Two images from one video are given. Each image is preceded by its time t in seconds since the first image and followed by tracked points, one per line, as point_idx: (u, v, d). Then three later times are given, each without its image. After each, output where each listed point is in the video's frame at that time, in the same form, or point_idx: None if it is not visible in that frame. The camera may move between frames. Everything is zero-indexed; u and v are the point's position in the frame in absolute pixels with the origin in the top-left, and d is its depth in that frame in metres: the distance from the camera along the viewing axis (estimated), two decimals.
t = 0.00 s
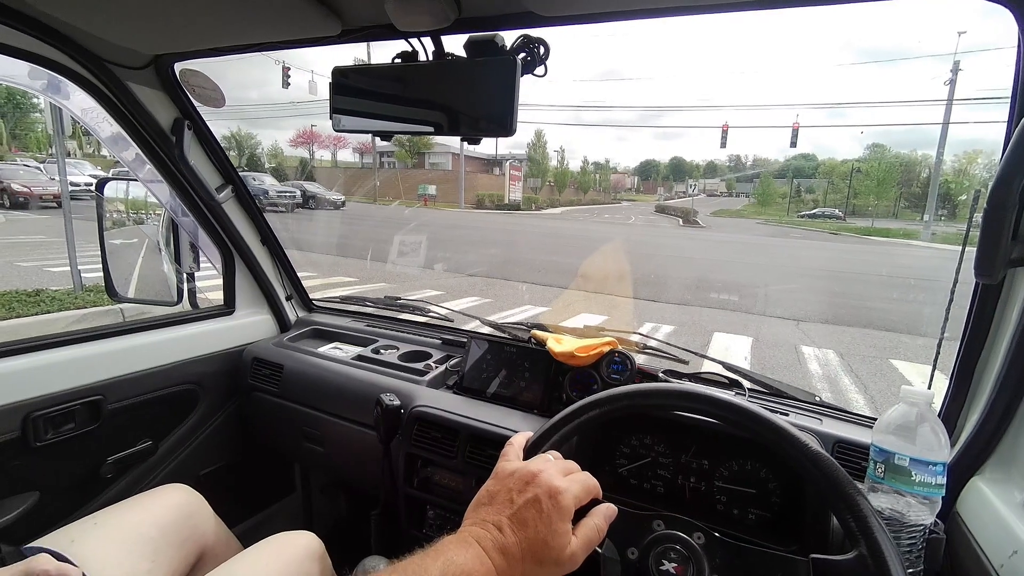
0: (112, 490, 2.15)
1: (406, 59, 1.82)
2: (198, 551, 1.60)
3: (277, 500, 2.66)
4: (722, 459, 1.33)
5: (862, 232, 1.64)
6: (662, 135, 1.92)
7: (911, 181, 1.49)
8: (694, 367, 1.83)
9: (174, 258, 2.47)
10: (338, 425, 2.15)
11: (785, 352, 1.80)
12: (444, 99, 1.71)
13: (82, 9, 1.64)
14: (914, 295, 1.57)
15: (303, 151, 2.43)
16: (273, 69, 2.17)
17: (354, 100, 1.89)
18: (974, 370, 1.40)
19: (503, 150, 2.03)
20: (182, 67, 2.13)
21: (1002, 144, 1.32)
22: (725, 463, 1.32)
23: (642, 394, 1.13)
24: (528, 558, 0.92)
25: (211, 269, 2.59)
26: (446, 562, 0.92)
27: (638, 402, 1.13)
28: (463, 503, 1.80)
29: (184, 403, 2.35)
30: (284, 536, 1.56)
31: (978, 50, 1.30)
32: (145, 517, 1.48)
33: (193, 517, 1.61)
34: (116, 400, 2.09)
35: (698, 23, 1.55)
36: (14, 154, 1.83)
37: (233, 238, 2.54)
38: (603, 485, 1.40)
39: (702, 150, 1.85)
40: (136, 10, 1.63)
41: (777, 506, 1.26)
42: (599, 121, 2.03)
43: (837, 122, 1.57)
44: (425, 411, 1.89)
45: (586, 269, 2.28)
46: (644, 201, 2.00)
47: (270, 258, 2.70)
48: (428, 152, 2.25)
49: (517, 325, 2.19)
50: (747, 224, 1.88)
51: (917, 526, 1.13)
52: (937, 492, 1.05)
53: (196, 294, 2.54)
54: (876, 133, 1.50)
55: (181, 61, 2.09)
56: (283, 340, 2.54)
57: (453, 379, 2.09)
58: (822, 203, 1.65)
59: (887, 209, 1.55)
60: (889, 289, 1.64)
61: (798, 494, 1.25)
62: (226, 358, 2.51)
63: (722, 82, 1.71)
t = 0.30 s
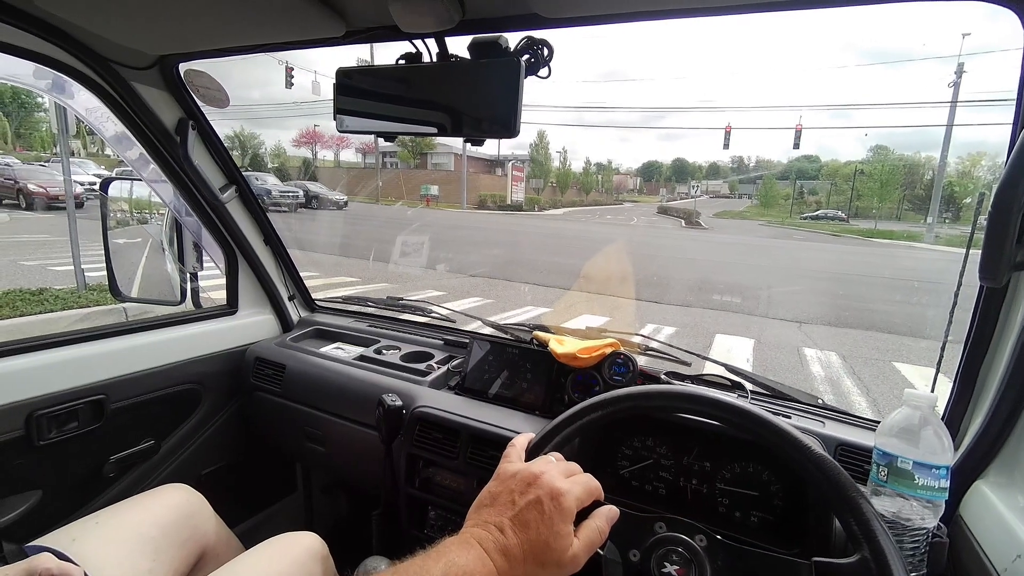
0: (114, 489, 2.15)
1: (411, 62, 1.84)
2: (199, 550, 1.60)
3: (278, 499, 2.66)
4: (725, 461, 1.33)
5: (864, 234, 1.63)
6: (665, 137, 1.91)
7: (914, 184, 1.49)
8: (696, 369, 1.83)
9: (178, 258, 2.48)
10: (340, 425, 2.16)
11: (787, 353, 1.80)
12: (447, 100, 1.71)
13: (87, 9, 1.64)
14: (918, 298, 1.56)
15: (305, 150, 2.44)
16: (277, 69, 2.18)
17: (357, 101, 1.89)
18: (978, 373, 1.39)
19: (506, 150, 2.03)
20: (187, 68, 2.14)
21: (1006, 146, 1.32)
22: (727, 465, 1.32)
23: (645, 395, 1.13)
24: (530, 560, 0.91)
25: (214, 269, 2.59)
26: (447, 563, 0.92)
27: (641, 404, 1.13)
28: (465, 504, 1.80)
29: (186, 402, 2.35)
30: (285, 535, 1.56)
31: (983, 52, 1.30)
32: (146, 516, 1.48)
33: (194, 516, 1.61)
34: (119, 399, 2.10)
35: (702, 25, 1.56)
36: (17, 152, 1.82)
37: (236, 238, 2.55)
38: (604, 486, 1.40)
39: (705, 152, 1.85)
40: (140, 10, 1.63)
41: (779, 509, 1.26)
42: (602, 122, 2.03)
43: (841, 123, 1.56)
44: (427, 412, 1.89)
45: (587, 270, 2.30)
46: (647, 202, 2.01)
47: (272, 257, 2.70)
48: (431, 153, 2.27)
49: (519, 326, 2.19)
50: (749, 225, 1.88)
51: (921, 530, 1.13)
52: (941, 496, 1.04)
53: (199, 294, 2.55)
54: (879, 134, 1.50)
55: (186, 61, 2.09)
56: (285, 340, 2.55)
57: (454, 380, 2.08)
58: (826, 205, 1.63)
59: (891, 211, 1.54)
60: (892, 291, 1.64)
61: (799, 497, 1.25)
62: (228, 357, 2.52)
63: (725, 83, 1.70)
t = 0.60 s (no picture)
0: (116, 489, 2.16)
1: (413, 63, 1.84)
2: (200, 550, 1.60)
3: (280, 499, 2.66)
4: (726, 462, 1.33)
5: (865, 235, 1.64)
6: (668, 137, 1.90)
7: (917, 184, 1.49)
8: (698, 370, 1.82)
9: (180, 258, 2.48)
10: (341, 425, 2.16)
11: (789, 354, 1.80)
12: (449, 100, 1.72)
13: (90, 10, 1.64)
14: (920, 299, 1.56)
15: (307, 151, 2.45)
16: (279, 70, 2.18)
17: (359, 101, 1.89)
18: (981, 374, 1.39)
19: (507, 151, 2.03)
20: (189, 70, 2.15)
21: (1008, 146, 1.30)
22: (729, 466, 1.32)
23: (646, 396, 1.13)
24: (532, 561, 0.91)
25: (216, 269, 2.60)
26: (449, 564, 0.92)
27: (642, 405, 1.13)
28: (466, 504, 1.80)
29: (188, 402, 2.36)
30: (287, 535, 1.56)
31: (986, 52, 1.29)
32: (147, 516, 1.49)
33: (196, 516, 1.61)
34: (122, 399, 2.10)
35: (704, 26, 1.56)
36: (21, 153, 1.85)
37: (238, 238, 2.55)
38: (606, 487, 1.40)
39: (707, 153, 1.85)
40: (143, 10, 1.63)
41: (781, 510, 1.26)
42: (604, 122, 2.02)
43: (844, 124, 1.56)
44: (428, 412, 1.90)
45: (588, 271, 2.33)
46: (649, 203, 2.01)
47: (274, 258, 2.70)
48: (432, 153, 2.26)
49: (520, 327, 2.19)
50: (751, 226, 1.89)
51: (923, 531, 1.13)
52: (943, 497, 1.04)
53: (201, 294, 2.55)
54: (881, 135, 1.50)
55: (189, 63, 2.10)
56: (287, 340, 2.56)
57: (456, 381, 2.08)
58: (827, 205, 1.64)
59: (892, 212, 1.56)
60: (894, 292, 1.63)
61: (801, 499, 1.24)
62: (230, 358, 2.52)
63: (727, 84, 1.70)
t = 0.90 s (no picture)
0: (119, 487, 2.16)
1: (417, 63, 1.83)
2: (203, 549, 1.61)
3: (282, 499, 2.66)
4: (729, 464, 1.32)
5: (869, 237, 1.62)
6: (671, 138, 1.92)
7: (921, 186, 1.48)
8: (701, 372, 1.82)
9: (183, 258, 2.49)
10: (343, 425, 2.16)
11: (792, 356, 1.79)
12: (452, 101, 1.72)
13: (100, 12, 1.66)
14: (924, 301, 1.55)
15: (311, 151, 2.46)
16: (282, 70, 2.19)
17: (363, 102, 1.90)
18: (986, 377, 1.38)
19: (510, 152, 2.03)
20: (193, 70, 2.16)
21: (1015, 147, 1.29)
22: (731, 468, 1.32)
23: (649, 397, 1.13)
24: (534, 561, 0.91)
25: (220, 269, 2.60)
26: (451, 564, 0.92)
27: (644, 406, 1.13)
28: (468, 504, 1.80)
29: (191, 401, 2.36)
30: (289, 535, 1.57)
31: (991, 53, 1.28)
32: (150, 515, 1.49)
33: (199, 515, 1.62)
34: (125, 398, 2.11)
35: (708, 27, 1.55)
36: (25, 153, 1.85)
37: (242, 238, 2.56)
38: (608, 488, 1.40)
39: (710, 153, 1.86)
40: (148, 11, 1.63)
41: (784, 512, 1.25)
42: (607, 123, 2.02)
43: (847, 126, 1.54)
44: (431, 412, 1.90)
45: (593, 272, 2.33)
46: (651, 204, 2.01)
47: (277, 257, 2.71)
48: (436, 154, 2.28)
49: (523, 327, 2.19)
50: (753, 227, 1.88)
51: (927, 535, 1.11)
52: (947, 500, 1.03)
53: (205, 294, 2.56)
54: (885, 136, 1.49)
55: (193, 63, 2.11)
56: (290, 339, 2.56)
57: (458, 381, 2.08)
58: (831, 207, 1.65)
59: (896, 214, 1.55)
60: (898, 294, 1.62)
61: (804, 501, 1.24)
62: (233, 357, 2.52)
63: (731, 85, 1.69)
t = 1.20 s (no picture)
0: (123, 485, 2.17)
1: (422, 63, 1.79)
2: (206, 547, 1.61)
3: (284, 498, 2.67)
4: (731, 465, 1.32)
5: (872, 238, 1.62)
6: (673, 139, 1.91)
7: (925, 187, 1.48)
8: (703, 372, 1.82)
9: (187, 256, 2.50)
10: (346, 424, 2.17)
11: (794, 357, 1.79)
12: (455, 100, 1.72)
13: (106, 12, 1.66)
14: (927, 303, 1.55)
15: (314, 151, 2.46)
16: (286, 70, 2.19)
17: (366, 102, 1.90)
18: (989, 380, 1.38)
19: (513, 151, 2.03)
20: (198, 70, 2.16)
21: (1019, 151, 1.28)
22: (733, 469, 1.32)
23: (652, 398, 1.13)
24: (536, 561, 0.92)
25: (224, 268, 2.61)
26: (453, 563, 0.92)
27: (647, 407, 1.13)
28: (469, 504, 1.81)
29: (194, 399, 2.37)
30: (291, 533, 1.57)
31: (994, 56, 1.28)
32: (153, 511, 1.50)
33: (202, 513, 1.62)
34: (129, 396, 2.12)
35: (712, 28, 1.55)
36: (30, 151, 1.86)
37: (245, 237, 2.56)
38: (609, 489, 1.40)
39: (713, 154, 1.85)
40: (153, 11, 1.64)
41: (785, 514, 1.25)
42: (610, 124, 2.03)
43: (850, 127, 1.54)
44: (433, 412, 1.90)
45: (594, 272, 2.28)
46: (654, 204, 2.01)
47: (280, 257, 2.71)
48: (438, 154, 2.28)
49: (525, 327, 2.19)
50: (755, 227, 1.88)
51: (929, 537, 1.11)
52: (948, 503, 1.04)
53: (208, 292, 2.56)
54: (888, 138, 1.50)
55: (198, 63, 2.11)
56: (293, 338, 2.57)
57: (460, 381, 2.09)
58: (834, 208, 1.64)
59: (900, 215, 1.53)
60: (901, 296, 1.62)
61: (806, 502, 1.24)
62: (236, 356, 2.53)
63: (733, 86, 1.70)
